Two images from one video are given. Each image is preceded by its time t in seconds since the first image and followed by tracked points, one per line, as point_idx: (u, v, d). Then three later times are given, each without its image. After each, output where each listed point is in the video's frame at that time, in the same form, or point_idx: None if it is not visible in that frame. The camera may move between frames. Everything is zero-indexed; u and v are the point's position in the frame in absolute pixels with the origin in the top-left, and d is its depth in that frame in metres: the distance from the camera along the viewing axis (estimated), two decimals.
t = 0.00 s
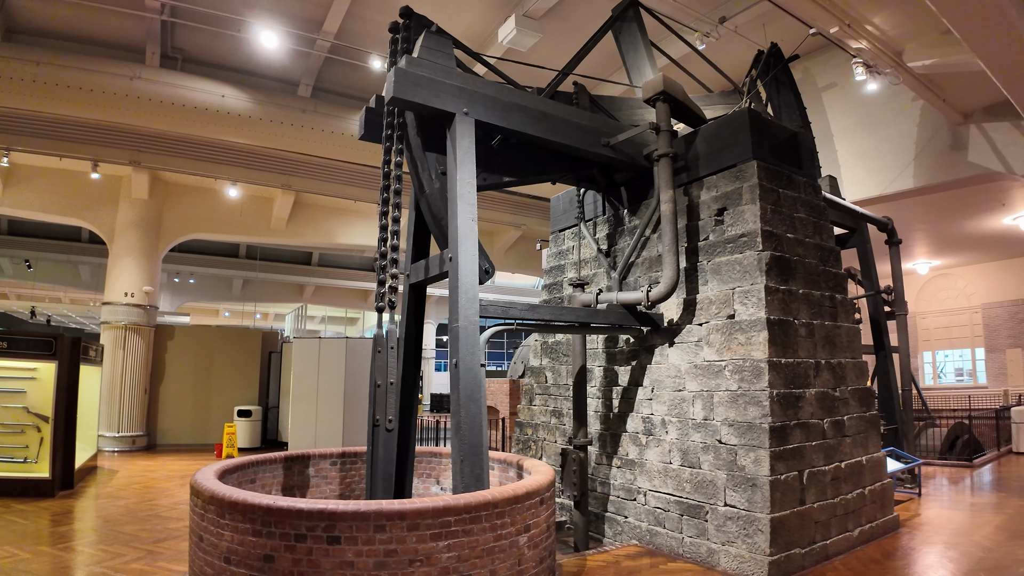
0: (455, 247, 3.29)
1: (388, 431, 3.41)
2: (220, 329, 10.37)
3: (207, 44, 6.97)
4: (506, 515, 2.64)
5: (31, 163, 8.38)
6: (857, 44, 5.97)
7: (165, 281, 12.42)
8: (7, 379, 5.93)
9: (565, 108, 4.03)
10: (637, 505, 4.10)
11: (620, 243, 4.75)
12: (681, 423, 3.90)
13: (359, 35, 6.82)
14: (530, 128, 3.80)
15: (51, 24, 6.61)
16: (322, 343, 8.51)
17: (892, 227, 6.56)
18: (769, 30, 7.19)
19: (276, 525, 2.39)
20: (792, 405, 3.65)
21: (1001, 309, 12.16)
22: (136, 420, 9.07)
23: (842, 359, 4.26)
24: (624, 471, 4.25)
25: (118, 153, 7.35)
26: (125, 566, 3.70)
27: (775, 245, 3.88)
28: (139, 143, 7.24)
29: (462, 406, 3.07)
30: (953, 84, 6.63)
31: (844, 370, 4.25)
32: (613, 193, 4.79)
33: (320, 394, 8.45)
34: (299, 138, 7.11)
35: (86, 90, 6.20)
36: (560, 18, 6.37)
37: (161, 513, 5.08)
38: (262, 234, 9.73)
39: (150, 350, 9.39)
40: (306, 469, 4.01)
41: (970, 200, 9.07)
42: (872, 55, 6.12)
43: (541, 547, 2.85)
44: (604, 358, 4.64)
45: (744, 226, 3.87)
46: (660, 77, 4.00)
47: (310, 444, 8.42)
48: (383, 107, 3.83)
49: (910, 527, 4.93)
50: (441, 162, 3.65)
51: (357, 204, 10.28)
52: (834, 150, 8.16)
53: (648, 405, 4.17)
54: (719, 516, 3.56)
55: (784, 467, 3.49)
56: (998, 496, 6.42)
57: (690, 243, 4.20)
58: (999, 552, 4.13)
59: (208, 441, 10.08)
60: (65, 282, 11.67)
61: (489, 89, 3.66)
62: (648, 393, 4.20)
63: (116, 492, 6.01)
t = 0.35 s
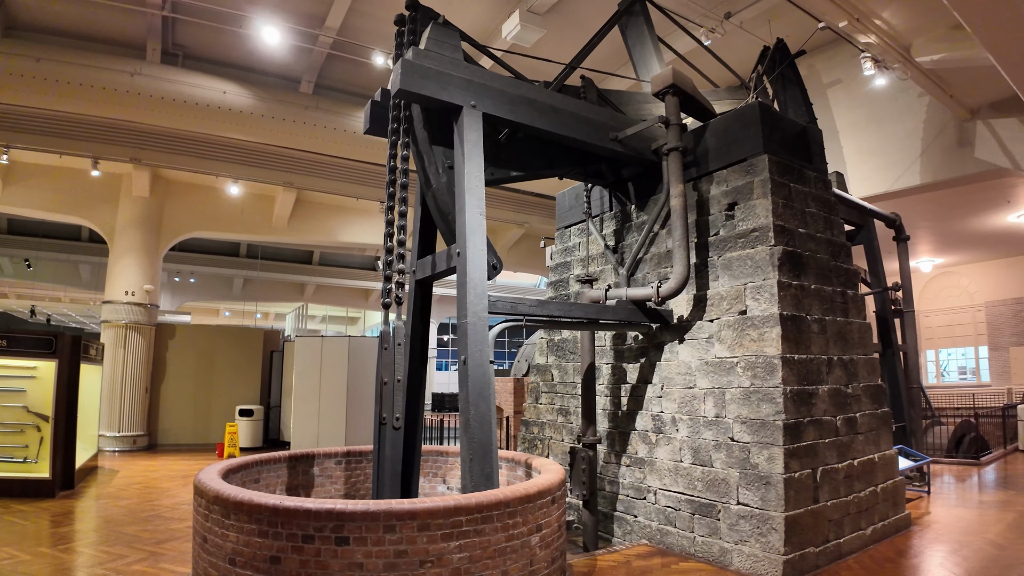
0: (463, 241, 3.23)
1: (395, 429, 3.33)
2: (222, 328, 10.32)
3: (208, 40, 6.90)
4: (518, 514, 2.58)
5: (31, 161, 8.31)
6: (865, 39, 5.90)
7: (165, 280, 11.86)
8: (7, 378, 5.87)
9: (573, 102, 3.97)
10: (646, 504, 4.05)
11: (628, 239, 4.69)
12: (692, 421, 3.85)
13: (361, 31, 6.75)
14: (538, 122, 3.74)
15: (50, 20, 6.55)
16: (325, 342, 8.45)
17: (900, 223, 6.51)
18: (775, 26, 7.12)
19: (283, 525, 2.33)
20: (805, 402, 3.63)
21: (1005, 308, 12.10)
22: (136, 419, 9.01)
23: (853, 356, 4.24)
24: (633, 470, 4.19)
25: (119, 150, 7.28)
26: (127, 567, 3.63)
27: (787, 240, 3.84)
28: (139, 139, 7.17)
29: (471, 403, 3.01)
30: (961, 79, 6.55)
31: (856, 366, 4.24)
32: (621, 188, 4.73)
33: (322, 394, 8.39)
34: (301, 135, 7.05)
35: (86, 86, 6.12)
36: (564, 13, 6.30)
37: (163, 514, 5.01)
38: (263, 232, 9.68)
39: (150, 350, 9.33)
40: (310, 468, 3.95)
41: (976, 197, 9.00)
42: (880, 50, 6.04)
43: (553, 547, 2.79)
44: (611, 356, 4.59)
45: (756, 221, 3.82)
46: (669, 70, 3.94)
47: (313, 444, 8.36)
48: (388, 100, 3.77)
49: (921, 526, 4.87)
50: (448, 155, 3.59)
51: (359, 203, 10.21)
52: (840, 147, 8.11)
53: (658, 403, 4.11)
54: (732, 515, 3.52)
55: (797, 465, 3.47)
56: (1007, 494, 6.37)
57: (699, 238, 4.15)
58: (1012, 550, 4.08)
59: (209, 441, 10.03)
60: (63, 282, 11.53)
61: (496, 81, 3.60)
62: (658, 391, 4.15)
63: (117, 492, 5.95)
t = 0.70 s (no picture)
0: (469, 235, 3.12)
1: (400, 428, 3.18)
2: (222, 326, 10.23)
3: (206, 34, 6.80)
4: (527, 517, 2.48)
5: (28, 157, 8.21)
6: (876, 31, 5.78)
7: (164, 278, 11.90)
8: (2, 376, 5.77)
9: (580, 92, 3.87)
10: (656, 505, 3.95)
11: (635, 234, 4.58)
12: (703, 420, 3.75)
13: (362, 24, 6.64)
14: (545, 112, 3.64)
15: (45, 13, 6.43)
16: (326, 340, 8.36)
17: (910, 219, 6.40)
18: (782, 19, 7.01)
19: (283, 529, 2.23)
20: (820, 400, 3.56)
21: (1010, 305, 11.99)
22: (135, 419, 8.91)
23: (867, 352, 4.17)
24: (642, 470, 4.09)
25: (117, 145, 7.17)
26: (123, 571, 3.54)
27: (800, 234, 3.75)
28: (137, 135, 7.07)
29: (477, 402, 2.91)
30: (971, 72, 6.43)
31: (870, 363, 4.17)
32: (627, 182, 4.63)
33: (323, 393, 8.29)
34: (302, 130, 6.94)
35: (82, 80, 6.01)
36: (568, 6, 6.20)
37: (161, 515, 4.91)
38: (264, 229, 9.57)
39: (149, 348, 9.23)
40: (311, 468, 3.85)
41: (984, 193, 8.89)
42: (891, 42, 5.93)
43: (563, 550, 2.69)
44: (619, 353, 4.49)
45: (769, 214, 3.73)
46: (680, 60, 3.85)
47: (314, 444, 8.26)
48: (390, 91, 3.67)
49: (936, 527, 4.78)
50: (453, 147, 3.49)
51: (359, 199, 10.11)
52: (847, 142, 7.99)
53: (668, 401, 4.01)
54: (745, 516, 3.42)
55: (813, 464, 3.39)
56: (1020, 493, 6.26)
57: (710, 232, 4.06)
58: None
59: (210, 440, 9.94)
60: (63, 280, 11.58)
61: (502, 70, 3.50)
62: (667, 388, 4.05)
63: (115, 493, 5.86)
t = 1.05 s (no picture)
0: (475, 232, 3.02)
1: (403, 432, 3.09)
2: (222, 326, 10.14)
3: (206, 30, 6.70)
4: (538, 526, 2.38)
5: (26, 155, 8.12)
6: (887, 25, 5.67)
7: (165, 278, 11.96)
8: None
9: (589, 86, 3.77)
10: (666, 510, 3.86)
11: (644, 232, 4.48)
12: (716, 423, 3.66)
13: (363, 20, 6.54)
14: (553, 107, 3.55)
15: (42, 9, 6.34)
16: (327, 340, 8.28)
17: (921, 217, 6.29)
18: (790, 15, 6.90)
19: (283, 540, 2.13)
20: (837, 402, 3.49)
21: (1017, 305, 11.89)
22: (134, 420, 8.83)
23: (883, 353, 4.10)
24: (652, 474, 3.99)
25: (115, 143, 7.05)
26: None
27: (816, 232, 3.66)
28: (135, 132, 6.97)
29: (484, 404, 2.81)
30: (983, 68, 6.31)
31: (885, 364, 4.10)
32: (635, 179, 4.53)
33: (325, 394, 8.19)
34: (303, 127, 6.83)
35: (79, 76, 5.91)
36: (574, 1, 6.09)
37: (159, 519, 4.82)
38: (264, 227, 9.47)
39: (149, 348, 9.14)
40: (313, 472, 3.75)
41: (992, 192, 8.78)
42: (902, 37, 5.81)
43: (574, 559, 2.60)
44: (627, 354, 4.39)
45: (783, 211, 3.64)
46: (691, 53, 3.75)
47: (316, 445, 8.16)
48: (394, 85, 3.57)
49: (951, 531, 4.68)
50: (458, 142, 3.38)
51: (360, 198, 10.00)
52: (855, 140, 7.88)
53: (679, 404, 3.92)
54: (761, 522, 3.33)
55: (830, 468, 3.33)
56: None
57: (722, 230, 3.96)
58: None
59: (210, 441, 9.85)
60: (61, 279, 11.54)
61: (509, 63, 3.40)
62: (678, 391, 3.95)
63: (113, 496, 5.76)
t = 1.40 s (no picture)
0: (485, 229, 2.95)
1: (412, 434, 3.00)
2: (225, 326, 10.07)
3: (209, 28, 6.64)
4: (553, 531, 2.31)
5: (27, 152, 8.07)
6: (899, 21, 5.59)
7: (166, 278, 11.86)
8: None
9: (599, 81, 3.70)
10: (679, 513, 3.79)
11: (654, 230, 4.41)
12: (730, 424, 3.59)
13: (368, 17, 6.49)
14: (563, 101, 3.47)
15: (42, 6, 6.27)
16: (331, 340, 8.23)
17: (932, 215, 6.21)
18: (798, 11, 6.83)
19: (290, 546, 2.06)
20: (854, 402, 3.45)
21: None
22: (136, 421, 8.76)
23: (899, 352, 4.05)
24: (664, 476, 3.92)
25: (116, 141, 6.98)
26: None
27: (831, 229, 3.60)
28: (136, 130, 6.91)
29: (495, 405, 2.73)
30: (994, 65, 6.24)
31: (901, 364, 4.05)
32: (645, 176, 4.46)
33: (328, 394, 8.11)
34: (307, 125, 6.76)
35: (80, 73, 5.85)
36: None
37: (161, 522, 4.75)
38: (267, 226, 9.39)
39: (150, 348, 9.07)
40: (318, 475, 3.68)
41: (1000, 191, 8.71)
42: (913, 33, 5.74)
43: (589, 565, 2.52)
44: (637, 354, 4.32)
45: (798, 208, 3.58)
46: (703, 48, 3.70)
47: (320, 446, 8.09)
48: (401, 79, 3.50)
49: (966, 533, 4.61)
50: (467, 137, 3.31)
51: (363, 197, 9.94)
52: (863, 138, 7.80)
53: (691, 404, 3.85)
54: (777, 525, 3.28)
55: (848, 470, 3.29)
56: None
57: (735, 227, 3.90)
58: None
59: (212, 442, 9.78)
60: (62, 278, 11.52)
61: (519, 57, 3.33)
62: (690, 391, 3.88)
63: (114, 498, 5.68)
